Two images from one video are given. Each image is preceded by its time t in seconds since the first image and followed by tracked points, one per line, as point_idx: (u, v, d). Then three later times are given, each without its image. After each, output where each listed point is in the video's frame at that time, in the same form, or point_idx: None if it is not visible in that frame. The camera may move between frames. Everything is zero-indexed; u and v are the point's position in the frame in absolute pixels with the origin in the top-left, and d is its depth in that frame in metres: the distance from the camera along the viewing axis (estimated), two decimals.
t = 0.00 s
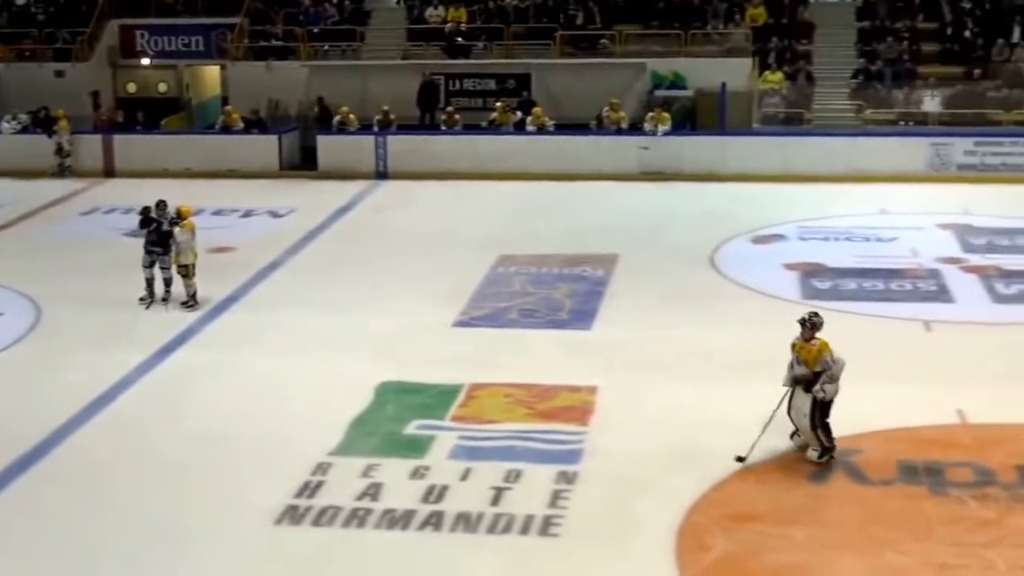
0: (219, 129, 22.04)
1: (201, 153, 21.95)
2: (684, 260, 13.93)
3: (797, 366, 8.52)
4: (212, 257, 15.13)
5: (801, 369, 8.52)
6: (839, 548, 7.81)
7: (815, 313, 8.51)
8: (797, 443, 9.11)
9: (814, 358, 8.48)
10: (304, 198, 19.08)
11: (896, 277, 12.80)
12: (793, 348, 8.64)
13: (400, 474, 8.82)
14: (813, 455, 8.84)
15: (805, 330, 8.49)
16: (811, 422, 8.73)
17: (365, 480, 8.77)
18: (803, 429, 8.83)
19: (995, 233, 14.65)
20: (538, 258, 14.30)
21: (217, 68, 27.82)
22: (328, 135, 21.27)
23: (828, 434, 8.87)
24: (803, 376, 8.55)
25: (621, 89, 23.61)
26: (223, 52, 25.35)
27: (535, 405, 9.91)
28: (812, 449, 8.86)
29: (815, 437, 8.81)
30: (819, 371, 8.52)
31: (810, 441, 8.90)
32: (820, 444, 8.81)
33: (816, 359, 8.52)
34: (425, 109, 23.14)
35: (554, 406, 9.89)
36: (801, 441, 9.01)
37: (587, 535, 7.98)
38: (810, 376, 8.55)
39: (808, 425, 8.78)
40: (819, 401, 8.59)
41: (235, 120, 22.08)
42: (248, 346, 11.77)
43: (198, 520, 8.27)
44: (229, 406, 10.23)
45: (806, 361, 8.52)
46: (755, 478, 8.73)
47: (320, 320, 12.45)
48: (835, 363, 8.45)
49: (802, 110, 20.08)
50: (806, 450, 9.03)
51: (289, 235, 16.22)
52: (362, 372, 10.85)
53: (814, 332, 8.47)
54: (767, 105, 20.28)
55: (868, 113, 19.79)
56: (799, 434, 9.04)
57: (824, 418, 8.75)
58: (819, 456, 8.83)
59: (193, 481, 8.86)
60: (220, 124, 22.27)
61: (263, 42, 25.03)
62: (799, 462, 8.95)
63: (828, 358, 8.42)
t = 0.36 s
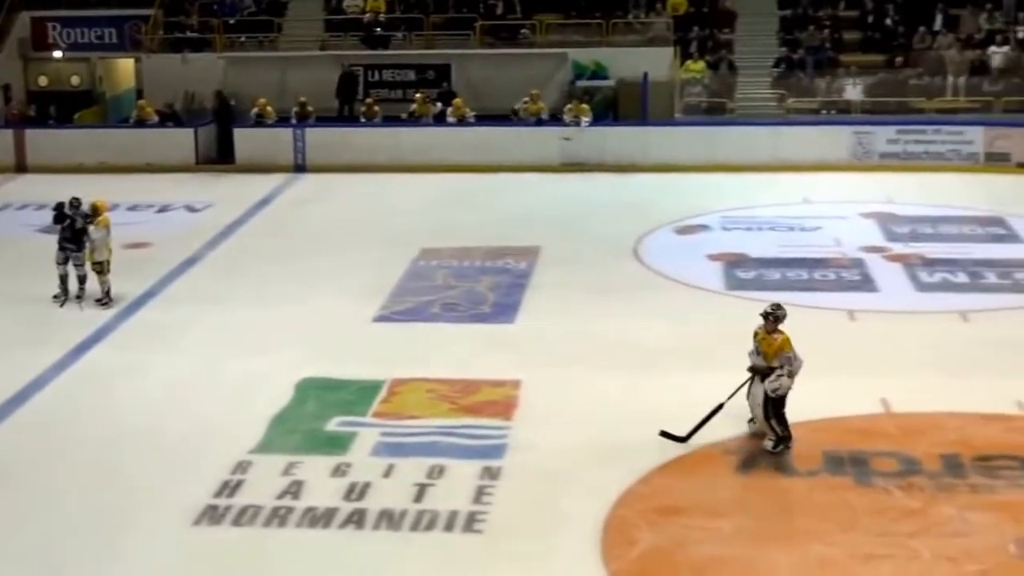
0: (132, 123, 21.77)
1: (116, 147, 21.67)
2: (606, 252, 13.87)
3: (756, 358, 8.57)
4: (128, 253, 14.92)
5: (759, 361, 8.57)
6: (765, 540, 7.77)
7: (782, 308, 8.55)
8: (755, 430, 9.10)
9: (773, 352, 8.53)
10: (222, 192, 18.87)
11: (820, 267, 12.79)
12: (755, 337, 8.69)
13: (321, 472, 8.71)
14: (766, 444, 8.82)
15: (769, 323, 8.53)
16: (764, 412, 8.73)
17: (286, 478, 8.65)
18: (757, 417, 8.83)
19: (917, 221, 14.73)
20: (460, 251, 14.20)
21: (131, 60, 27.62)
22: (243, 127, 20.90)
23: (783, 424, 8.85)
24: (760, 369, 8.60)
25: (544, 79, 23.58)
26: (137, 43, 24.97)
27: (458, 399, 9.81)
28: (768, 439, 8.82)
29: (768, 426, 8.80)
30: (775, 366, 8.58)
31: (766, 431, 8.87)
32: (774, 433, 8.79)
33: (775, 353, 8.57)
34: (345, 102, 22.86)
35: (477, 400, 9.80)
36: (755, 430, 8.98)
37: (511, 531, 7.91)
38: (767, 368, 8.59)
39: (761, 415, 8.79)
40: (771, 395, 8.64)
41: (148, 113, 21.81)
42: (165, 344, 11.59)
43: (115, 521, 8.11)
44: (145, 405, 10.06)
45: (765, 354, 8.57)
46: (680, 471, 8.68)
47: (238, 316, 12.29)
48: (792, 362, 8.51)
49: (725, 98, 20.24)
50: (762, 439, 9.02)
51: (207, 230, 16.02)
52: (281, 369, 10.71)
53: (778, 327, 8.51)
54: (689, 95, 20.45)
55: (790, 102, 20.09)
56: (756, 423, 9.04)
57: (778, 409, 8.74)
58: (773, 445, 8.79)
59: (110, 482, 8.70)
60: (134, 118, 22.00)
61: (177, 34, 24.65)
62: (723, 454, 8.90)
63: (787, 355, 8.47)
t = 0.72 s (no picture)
0: (33, 116, 21.21)
1: (20, 142, 21.09)
2: (526, 246, 13.54)
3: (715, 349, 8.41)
4: (30, 251, 14.42)
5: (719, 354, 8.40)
6: (697, 543, 7.48)
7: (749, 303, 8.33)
8: (713, 429, 8.83)
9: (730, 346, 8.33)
10: (131, 189, 18.38)
11: (751, 260, 12.50)
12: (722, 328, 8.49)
13: (233, 479, 8.34)
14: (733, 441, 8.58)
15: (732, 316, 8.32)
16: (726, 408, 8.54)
17: (195, 486, 8.26)
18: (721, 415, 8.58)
19: (848, 212, 14.49)
20: (376, 247, 13.83)
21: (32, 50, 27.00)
22: (150, 119, 20.43)
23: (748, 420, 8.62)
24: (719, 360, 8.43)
25: (463, 70, 23.25)
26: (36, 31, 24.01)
27: (376, 401, 9.44)
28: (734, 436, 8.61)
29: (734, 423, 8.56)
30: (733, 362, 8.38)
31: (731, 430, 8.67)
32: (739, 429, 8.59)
33: (734, 347, 8.38)
34: (255, 91, 22.53)
35: (396, 401, 9.44)
36: (720, 430, 8.77)
37: (432, 538, 7.57)
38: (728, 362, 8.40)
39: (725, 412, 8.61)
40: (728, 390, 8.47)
41: (48, 105, 21.25)
42: (67, 346, 11.14)
43: (13, 534, 7.70)
44: (45, 410, 9.62)
45: (725, 347, 8.38)
46: (606, 474, 8.37)
47: (144, 317, 11.85)
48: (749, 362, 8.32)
49: (652, 85, 19.95)
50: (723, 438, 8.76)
51: (115, 227, 15.54)
52: (188, 371, 10.29)
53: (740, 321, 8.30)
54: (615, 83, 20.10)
55: (719, 88, 19.64)
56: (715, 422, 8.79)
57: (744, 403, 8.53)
58: (738, 442, 8.57)
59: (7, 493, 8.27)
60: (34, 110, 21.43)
61: (79, 22, 24.16)
62: (652, 455, 8.60)
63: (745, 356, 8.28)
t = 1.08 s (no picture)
0: None
1: None
2: (440, 243, 12.97)
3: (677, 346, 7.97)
4: None
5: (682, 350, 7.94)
6: (631, 558, 6.97)
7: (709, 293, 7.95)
8: (675, 431, 8.33)
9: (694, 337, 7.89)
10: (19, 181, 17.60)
11: (687, 255, 12.03)
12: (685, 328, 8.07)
13: (131, 497, 7.71)
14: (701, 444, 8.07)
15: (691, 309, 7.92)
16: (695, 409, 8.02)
17: (90, 505, 7.63)
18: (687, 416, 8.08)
19: (787, 203, 14.07)
20: (282, 245, 13.20)
21: None
22: (39, 110, 19.43)
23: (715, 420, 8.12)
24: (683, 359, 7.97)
25: (382, 52, 23.05)
26: None
27: (286, 411, 8.84)
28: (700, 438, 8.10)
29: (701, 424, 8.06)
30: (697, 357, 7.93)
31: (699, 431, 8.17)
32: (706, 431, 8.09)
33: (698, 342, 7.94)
34: (152, 78, 21.75)
35: (308, 411, 8.84)
36: (685, 430, 8.27)
37: (349, 556, 7.01)
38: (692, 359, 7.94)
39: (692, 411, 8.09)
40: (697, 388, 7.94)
41: None
42: None
43: None
44: None
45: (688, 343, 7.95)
46: (533, 484, 7.83)
47: (36, 320, 11.17)
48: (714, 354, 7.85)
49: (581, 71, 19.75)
50: (688, 441, 8.26)
51: (3, 225, 14.80)
52: (84, 379, 9.64)
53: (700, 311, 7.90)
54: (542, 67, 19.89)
55: (653, 74, 19.59)
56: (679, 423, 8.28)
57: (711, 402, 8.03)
58: (705, 445, 8.07)
59: None
60: None
61: None
62: (581, 464, 8.06)
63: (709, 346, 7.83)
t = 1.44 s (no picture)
0: None
1: None
2: (351, 241, 12.19)
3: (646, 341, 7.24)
4: None
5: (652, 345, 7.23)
6: None
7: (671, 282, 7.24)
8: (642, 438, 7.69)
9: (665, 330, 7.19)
10: None
11: (622, 254, 11.32)
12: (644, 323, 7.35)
13: (6, 528, 6.88)
14: (669, 452, 7.43)
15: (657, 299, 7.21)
16: (669, 411, 7.31)
17: None
18: (654, 422, 7.44)
19: (731, 195, 13.44)
20: (178, 245, 12.36)
21: None
22: None
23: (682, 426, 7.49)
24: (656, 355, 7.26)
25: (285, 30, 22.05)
26: None
27: (180, 430, 8.02)
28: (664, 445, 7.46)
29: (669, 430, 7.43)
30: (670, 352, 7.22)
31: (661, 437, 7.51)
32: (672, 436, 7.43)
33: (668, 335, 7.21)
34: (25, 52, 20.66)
35: (205, 430, 8.02)
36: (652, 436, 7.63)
37: None
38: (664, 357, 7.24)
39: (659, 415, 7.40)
40: (674, 388, 7.23)
41: None
42: None
43: None
44: None
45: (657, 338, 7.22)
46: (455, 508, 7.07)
47: None
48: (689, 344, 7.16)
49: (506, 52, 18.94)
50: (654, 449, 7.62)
51: None
52: None
53: (668, 301, 7.20)
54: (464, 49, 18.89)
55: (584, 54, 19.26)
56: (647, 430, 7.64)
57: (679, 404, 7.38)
58: (674, 452, 7.43)
59: None
60: None
61: None
62: (508, 485, 7.30)
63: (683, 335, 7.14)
